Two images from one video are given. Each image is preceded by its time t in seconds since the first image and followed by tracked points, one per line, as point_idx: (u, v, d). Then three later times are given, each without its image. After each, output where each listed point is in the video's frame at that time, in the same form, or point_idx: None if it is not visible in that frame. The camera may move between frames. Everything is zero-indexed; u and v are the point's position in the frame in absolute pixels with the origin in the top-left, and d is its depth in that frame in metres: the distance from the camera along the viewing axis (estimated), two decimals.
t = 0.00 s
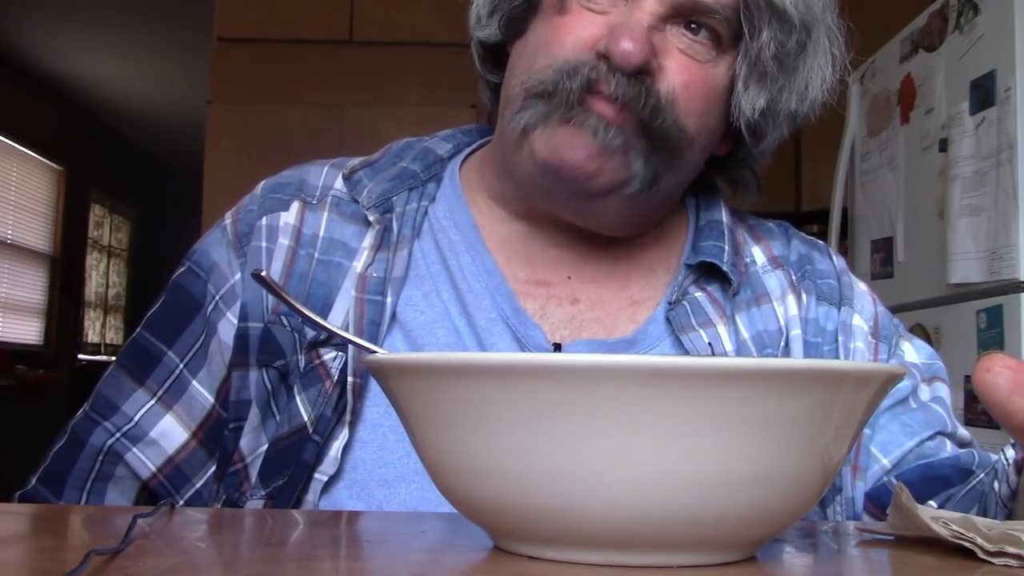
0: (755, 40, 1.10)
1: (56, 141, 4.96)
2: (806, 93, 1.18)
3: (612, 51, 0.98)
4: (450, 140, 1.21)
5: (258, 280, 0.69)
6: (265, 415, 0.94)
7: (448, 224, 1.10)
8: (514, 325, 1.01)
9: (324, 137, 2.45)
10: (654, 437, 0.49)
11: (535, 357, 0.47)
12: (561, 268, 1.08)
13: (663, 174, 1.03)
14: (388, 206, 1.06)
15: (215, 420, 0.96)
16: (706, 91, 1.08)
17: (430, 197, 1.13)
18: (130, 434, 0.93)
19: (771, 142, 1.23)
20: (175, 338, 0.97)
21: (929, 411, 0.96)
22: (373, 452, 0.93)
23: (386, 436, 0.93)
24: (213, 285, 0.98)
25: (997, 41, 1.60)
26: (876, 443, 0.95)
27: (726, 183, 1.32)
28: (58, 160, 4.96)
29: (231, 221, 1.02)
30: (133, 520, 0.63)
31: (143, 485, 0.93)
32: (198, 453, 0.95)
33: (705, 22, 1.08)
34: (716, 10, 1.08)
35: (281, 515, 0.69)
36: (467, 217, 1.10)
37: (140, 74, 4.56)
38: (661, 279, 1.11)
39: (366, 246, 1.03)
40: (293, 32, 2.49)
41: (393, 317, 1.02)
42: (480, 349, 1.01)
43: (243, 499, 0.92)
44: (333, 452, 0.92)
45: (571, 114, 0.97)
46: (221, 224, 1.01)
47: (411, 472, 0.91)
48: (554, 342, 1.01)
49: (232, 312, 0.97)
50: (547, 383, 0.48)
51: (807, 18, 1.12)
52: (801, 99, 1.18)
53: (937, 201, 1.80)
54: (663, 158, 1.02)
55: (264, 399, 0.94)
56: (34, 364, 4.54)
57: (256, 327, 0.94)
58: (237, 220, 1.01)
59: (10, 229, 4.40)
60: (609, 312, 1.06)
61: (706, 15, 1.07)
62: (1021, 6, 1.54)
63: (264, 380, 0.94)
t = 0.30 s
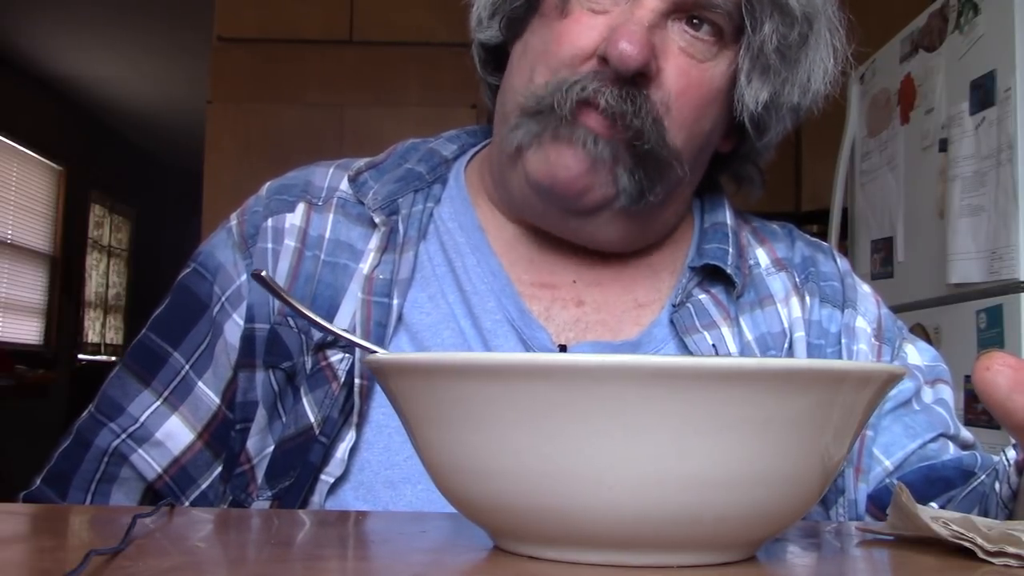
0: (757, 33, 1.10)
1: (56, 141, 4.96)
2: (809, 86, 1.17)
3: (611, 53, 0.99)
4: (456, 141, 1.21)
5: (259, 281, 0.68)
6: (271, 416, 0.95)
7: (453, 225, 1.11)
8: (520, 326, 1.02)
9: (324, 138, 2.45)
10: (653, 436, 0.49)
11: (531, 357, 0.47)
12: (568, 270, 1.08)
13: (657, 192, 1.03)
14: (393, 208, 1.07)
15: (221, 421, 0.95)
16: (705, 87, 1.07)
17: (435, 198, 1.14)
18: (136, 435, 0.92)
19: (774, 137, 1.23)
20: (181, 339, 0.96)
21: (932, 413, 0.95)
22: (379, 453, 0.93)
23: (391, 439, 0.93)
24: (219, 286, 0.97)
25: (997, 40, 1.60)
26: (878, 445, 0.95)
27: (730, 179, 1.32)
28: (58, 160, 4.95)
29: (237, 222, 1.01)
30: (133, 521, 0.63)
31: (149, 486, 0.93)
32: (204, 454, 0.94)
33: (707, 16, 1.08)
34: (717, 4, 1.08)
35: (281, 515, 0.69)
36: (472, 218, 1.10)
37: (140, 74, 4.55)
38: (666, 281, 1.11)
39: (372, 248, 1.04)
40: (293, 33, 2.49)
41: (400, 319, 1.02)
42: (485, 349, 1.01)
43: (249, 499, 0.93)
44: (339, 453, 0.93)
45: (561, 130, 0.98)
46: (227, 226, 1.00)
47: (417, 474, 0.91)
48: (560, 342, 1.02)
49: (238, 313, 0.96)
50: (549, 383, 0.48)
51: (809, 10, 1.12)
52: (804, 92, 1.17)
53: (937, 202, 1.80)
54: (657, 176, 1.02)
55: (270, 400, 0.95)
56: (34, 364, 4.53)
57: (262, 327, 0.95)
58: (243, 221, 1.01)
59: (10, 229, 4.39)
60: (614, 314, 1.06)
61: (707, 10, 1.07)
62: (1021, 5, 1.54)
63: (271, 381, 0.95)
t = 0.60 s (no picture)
0: (748, 46, 1.10)
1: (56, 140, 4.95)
2: (805, 84, 1.17)
3: (614, 64, 1.00)
4: (471, 148, 1.21)
5: (258, 280, 0.68)
6: (295, 414, 0.97)
7: (472, 229, 1.11)
8: (536, 325, 1.03)
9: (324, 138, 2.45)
10: (652, 436, 0.49)
11: (543, 357, 0.47)
12: (581, 269, 1.09)
13: (681, 165, 1.04)
14: (413, 213, 1.08)
15: (245, 419, 0.96)
16: (711, 90, 1.08)
17: (453, 203, 1.14)
18: (163, 432, 0.94)
19: (777, 130, 1.22)
20: (206, 340, 0.97)
21: (933, 407, 0.95)
22: (400, 449, 0.94)
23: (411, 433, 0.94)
24: (243, 289, 0.98)
25: (997, 41, 1.60)
26: (878, 439, 0.95)
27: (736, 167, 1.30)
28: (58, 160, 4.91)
29: (260, 229, 1.03)
30: (133, 521, 0.63)
31: (176, 482, 0.94)
32: (229, 451, 0.96)
33: (700, 31, 1.07)
34: (708, 19, 1.07)
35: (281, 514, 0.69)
36: (490, 222, 1.11)
37: (139, 74, 4.55)
38: (674, 281, 1.11)
39: (394, 251, 1.04)
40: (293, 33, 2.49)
41: (420, 319, 1.04)
42: (503, 348, 1.03)
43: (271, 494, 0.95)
44: (361, 447, 0.93)
45: (584, 109, 0.98)
46: (250, 233, 1.02)
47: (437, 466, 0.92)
48: (573, 341, 1.03)
49: (262, 315, 0.96)
50: (549, 383, 0.48)
51: (798, 16, 1.11)
52: (801, 90, 1.17)
53: (937, 202, 1.80)
54: (680, 147, 1.03)
55: (294, 398, 0.97)
56: (34, 364, 4.52)
57: (286, 327, 0.96)
58: (266, 228, 1.02)
59: (10, 229, 4.36)
60: (625, 313, 1.07)
61: (700, 25, 1.06)
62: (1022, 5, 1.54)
63: (294, 379, 0.96)
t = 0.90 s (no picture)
0: (755, 45, 1.10)
1: (55, 140, 4.94)
2: (807, 80, 1.18)
3: (621, 82, 1.00)
4: (484, 153, 1.21)
5: (259, 281, 0.67)
6: (310, 406, 0.98)
7: (485, 229, 1.11)
8: (549, 322, 1.03)
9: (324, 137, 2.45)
10: (651, 437, 0.49)
11: (538, 357, 0.47)
12: (592, 269, 1.10)
13: (674, 202, 1.06)
14: (428, 212, 1.08)
15: (261, 413, 0.97)
16: (707, 102, 1.08)
17: (467, 204, 1.14)
18: (181, 424, 0.93)
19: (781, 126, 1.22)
20: (224, 334, 0.97)
21: (935, 405, 0.96)
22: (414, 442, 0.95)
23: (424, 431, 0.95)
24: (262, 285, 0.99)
25: (997, 40, 1.60)
26: (881, 436, 0.95)
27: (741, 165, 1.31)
28: (58, 160, 4.89)
29: (278, 229, 1.03)
30: (132, 521, 0.63)
31: (192, 474, 0.94)
32: (245, 444, 0.96)
33: (708, 33, 1.07)
34: (715, 21, 1.07)
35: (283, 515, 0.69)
36: (502, 222, 1.11)
37: (138, 73, 4.55)
38: (686, 282, 1.12)
39: (408, 249, 1.04)
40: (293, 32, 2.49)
41: (433, 315, 1.03)
42: (517, 346, 1.02)
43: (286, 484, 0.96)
44: (375, 439, 0.94)
45: (582, 148, 1.00)
46: (269, 232, 1.02)
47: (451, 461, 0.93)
48: (586, 338, 1.03)
49: (279, 312, 0.98)
50: (541, 382, 0.48)
51: (800, 15, 1.12)
52: (803, 87, 1.18)
53: (937, 202, 1.81)
54: (675, 188, 1.05)
55: (309, 391, 0.97)
56: (34, 364, 4.51)
57: (302, 322, 0.97)
58: (284, 228, 1.03)
59: (10, 229, 4.35)
60: (638, 311, 1.07)
61: (708, 27, 1.06)
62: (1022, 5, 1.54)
63: (309, 372, 0.97)
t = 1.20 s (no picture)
0: (754, 40, 1.10)
1: (55, 140, 4.94)
2: (802, 73, 1.18)
3: (628, 77, 1.00)
4: (476, 153, 1.22)
5: (258, 280, 0.67)
6: (303, 410, 0.98)
7: (477, 230, 1.12)
8: (542, 324, 1.04)
9: (324, 137, 2.46)
10: (651, 439, 0.49)
11: (533, 357, 0.47)
12: (588, 269, 1.11)
13: (692, 176, 1.06)
14: (419, 214, 1.09)
15: (254, 418, 0.98)
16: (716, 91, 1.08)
17: (459, 205, 1.15)
18: (174, 431, 0.95)
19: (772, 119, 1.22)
20: (216, 340, 0.99)
21: (931, 403, 0.96)
22: (408, 445, 0.96)
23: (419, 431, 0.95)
24: (252, 290, 1.00)
25: (998, 40, 1.60)
26: (878, 434, 0.96)
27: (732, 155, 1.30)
28: (58, 161, 4.89)
29: (269, 234, 1.05)
30: (133, 521, 0.63)
31: (186, 479, 0.96)
32: (239, 449, 0.97)
33: (706, 30, 1.06)
34: (714, 19, 1.06)
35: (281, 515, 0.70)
36: (495, 224, 1.12)
37: (138, 73, 4.54)
38: (679, 280, 1.12)
39: (400, 251, 1.05)
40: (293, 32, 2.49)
41: (426, 317, 1.04)
42: (510, 348, 1.03)
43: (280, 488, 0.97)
44: (369, 443, 0.95)
45: (599, 138, 1.00)
46: (260, 237, 1.03)
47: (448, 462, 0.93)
48: (579, 339, 1.04)
49: (271, 316, 0.98)
50: (534, 382, 0.49)
51: (796, 9, 1.13)
52: (798, 78, 1.19)
53: (937, 201, 1.81)
54: (692, 162, 1.05)
55: (302, 395, 0.97)
56: (34, 364, 4.51)
57: (294, 326, 0.97)
58: (275, 233, 1.04)
59: (10, 229, 4.34)
60: (631, 311, 1.08)
61: (706, 25, 1.06)
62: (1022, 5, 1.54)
63: (302, 377, 0.97)
